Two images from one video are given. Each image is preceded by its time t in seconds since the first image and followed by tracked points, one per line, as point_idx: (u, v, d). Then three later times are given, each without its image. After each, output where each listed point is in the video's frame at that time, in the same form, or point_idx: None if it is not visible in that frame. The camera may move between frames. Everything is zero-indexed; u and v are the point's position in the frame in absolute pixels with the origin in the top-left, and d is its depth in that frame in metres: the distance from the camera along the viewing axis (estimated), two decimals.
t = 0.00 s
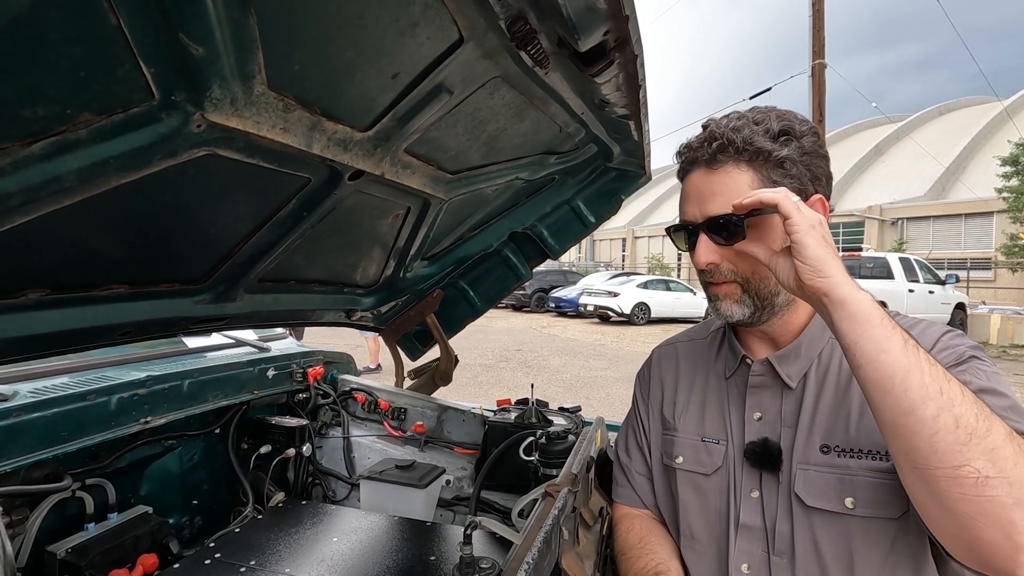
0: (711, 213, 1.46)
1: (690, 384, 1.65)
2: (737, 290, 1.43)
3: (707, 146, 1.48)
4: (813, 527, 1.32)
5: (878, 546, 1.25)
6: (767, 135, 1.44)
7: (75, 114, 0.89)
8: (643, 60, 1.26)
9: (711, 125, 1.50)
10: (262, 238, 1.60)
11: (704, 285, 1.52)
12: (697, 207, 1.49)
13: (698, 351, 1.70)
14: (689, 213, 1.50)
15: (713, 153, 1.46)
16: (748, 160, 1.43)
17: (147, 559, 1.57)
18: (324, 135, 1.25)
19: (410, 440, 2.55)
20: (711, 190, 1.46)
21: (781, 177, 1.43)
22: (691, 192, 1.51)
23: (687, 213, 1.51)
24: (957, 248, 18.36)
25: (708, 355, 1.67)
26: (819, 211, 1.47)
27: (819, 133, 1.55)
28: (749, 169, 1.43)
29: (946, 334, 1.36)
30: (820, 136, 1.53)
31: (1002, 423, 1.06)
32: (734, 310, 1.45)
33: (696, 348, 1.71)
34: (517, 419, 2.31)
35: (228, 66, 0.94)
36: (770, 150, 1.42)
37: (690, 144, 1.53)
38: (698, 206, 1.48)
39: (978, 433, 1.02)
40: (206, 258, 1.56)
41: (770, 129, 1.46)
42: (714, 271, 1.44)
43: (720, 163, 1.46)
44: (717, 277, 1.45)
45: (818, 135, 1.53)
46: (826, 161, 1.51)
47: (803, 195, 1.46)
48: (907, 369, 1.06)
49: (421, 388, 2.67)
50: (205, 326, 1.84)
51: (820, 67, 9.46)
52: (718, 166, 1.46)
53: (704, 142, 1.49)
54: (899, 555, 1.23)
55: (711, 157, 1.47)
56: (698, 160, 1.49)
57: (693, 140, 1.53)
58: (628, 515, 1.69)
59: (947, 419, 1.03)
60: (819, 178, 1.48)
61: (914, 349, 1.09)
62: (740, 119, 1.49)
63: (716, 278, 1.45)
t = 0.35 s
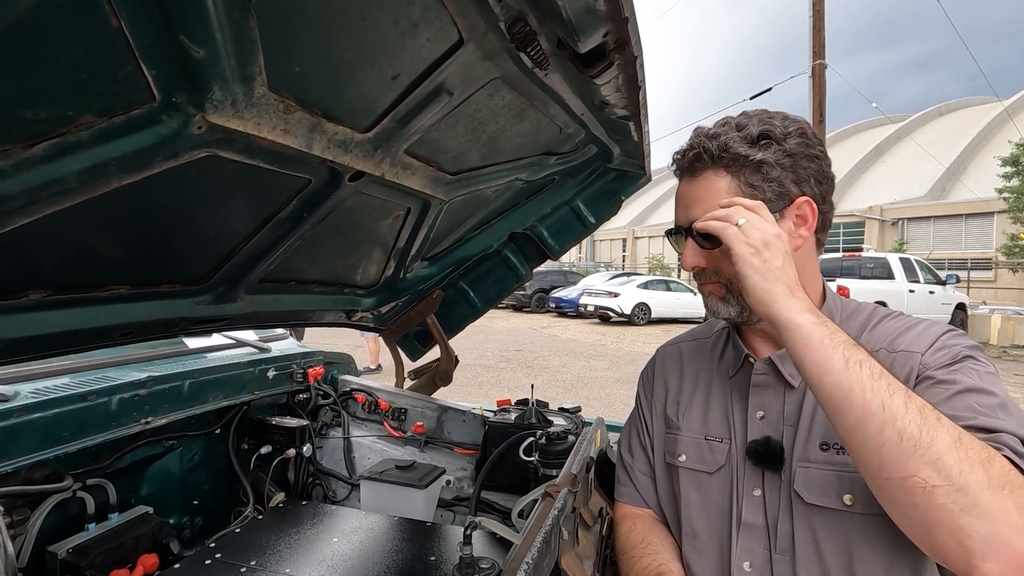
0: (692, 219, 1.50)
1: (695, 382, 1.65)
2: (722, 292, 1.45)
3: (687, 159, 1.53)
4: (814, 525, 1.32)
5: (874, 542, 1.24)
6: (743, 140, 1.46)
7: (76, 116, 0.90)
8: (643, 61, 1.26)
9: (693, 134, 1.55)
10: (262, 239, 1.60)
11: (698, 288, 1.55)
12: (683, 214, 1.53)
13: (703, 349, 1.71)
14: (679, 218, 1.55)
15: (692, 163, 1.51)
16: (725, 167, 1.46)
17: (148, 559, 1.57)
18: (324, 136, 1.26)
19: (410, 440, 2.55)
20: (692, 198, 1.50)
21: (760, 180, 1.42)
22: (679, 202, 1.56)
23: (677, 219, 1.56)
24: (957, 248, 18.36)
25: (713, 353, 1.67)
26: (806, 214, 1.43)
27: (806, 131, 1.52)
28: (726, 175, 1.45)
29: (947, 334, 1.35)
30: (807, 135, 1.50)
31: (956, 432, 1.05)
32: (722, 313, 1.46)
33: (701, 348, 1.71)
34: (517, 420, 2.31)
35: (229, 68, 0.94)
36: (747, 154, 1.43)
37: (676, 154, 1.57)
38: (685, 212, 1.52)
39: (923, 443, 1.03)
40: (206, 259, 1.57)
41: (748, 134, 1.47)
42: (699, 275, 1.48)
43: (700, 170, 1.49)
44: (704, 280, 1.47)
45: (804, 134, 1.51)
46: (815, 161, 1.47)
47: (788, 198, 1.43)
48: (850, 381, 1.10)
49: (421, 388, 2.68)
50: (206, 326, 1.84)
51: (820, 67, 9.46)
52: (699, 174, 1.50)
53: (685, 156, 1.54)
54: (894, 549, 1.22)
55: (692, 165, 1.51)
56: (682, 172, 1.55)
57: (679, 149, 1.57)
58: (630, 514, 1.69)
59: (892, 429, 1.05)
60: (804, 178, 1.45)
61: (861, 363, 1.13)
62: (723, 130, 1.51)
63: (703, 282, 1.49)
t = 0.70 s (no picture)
0: (694, 212, 1.48)
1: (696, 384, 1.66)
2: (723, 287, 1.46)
3: (688, 154, 1.52)
4: (809, 527, 1.30)
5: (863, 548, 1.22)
6: (742, 136, 1.47)
7: (76, 118, 0.90)
8: (643, 62, 1.26)
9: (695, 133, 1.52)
10: (262, 240, 1.60)
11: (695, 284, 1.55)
12: (682, 208, 1.52)
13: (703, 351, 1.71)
14: (678, 215, 1.54)
15: (694, 156, 1.51)
16: (725, 161, 1.46)
17: (147, 560, 1.57)
18: (324, 137, 1.26)
19: (410, 441, 2.54)
20: (693, 190, 1.49)
21: (758, 174, 1.44)
22: (677, 197, 1.55)
23: (676, 215, 1.56)
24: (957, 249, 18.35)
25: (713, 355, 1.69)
26: (800, 210, 1.46)
27: (799, 133, 1.54)
28: (725, 169, 1.46)
29: (947, 339, 1.31)
30: (800, 136, 1.52)
31: (920, 493, 1.06)
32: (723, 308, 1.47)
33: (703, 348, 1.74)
34: (517, 421, 2.30)
35: (228, 68, 0.94)
36: (745, 150, 1.45)
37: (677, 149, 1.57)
38: (685, 207, 1.52)
39: (878, 508, 1.06)
40: (207, 259, 1.57)
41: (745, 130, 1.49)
42: (700, 269, 1.48)
43: (699, 165, 1.50)
44: (703, 276, 1.49)
45: (797, 135, 1.53)
46: (808, 161, 1.51)
47: (784, 193, 1.45)
48: (802, 452, 1.16)
49: (421, 389, 2.68)
50: (205, 327, 1.84)
51: (820, 68, 9.47)
52: (698, 169, 1.50)
53: (684, 154, 1.53)
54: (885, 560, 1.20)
55: (693, 161, 1.51)
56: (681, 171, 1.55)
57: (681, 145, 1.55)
58: (630, 514, 1.69)
59: (844, 494, 1.10)
60: (799, 176, 1.47)
61: (814, 435, 1.17)
62: (722, 130, 1.49)
63: (703, 275, 1.49)
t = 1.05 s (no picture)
0: (703, 195, 1.46)
1: (679, 390, 1.64)
2: (728, 274, 1.44)
3: (695, 137, 1.51)
4: (798, 531, 1.34)
5: (858, 557, 1.27)
6: (750, 130, 1.51)
7: (73, 117, 0.90)
8: (642, 61, 1.26)
9: (707, 121, 1.52)
10: (261, 240, 1.60)
11: (690, 274, 1.50)
12: (687, 191, 1.48)
13: (687, 354, 1.70)
14: (679, 200, 1.50)
15: (704, 142, 1.49)
16: (734, 150, 1.48)
17: (147, 560, 1.57)
18: (323, 137, 1.25)
19: (410, 441, 2.54)
20: (701, 174, 1.47)
21: (763, 165, 1.49)
22: (678, 179, 1.51)
23: (675, 199, 1.51)
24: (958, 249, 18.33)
25: (696, 357, 1.67)
26: (790, 209, 1.55)
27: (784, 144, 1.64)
28: (735, 156, 1.48)
29: (933, 347, 1.32)
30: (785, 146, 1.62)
31: None
32: (729, 295, 1.43)
33: (684, 352, 1.71)
34: (517, 421, 2.30)
35: (227, 68, 0.94)
36: (753, 143, 1.50)
37: (678, 135, 1.55)
38: (690, 191, 1.48)
39: None
40: (206, 259, 1.56)
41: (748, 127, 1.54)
42: (707, 253, 1.44)
43: (707, 152, 1.49)
44: (708, 262, 1.45)
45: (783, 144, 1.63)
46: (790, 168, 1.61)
47: (782, 188, 1.51)
48: None
49: (421, 389, 2.67)
50: (205, 327, 1.83)
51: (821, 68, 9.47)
52: (709, 154, 1.49)
53: (692, 134, 1.52)
54: (880, 564, 1.27)
55: (702, 146, 1.50)
56: (686, 152, 1.52)
57: (681, 132, 1.54)
58: (623, 518, 1.68)
59: None
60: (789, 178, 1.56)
61: None
62: (733, 124, 1.50)
63: (707, 262, 1.45)
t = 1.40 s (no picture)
0: (703, 196, 1.44)
1: (668, 394, 1.64)
2: (728, 277, 1.43)
3: (694, 135, 1.49)
4: (794, 534, 1.33)
5: (854, 560, 1.27)
6: (747, 131, 1.52)
7: (69, 118, 0.89)
8: (642, 61, 1.25)
9: (708, 120, 1.51)
10: (259, 241, 1.59)
11: (687, 276, 1.48)
12: (686, 192, 1.46)
13: (675, 357, 1.69)
14: (677, 199, 1.48)
15: (704, 140, 1.48)
16: (730, 151, 1.48)
17: (145, 563, 1.56)
18: (321, 137, 1.25)
19: (409, 442, 2.54)
20: (700, 174, 1.45)
21: (757, 168, 1.50)
22: (678, 177, 1.49)
23: (673, 199, 1.49)
24: (959, 250, 18.31)
25: (685, 359, 1.66)
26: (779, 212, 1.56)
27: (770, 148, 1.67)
28: (733, 157, 1.48)
29: (923, 348, 1.33)
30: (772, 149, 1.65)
31: None
32: (728, 297, 1.42)
33: (672, 354, 1.70)
34: (517, 422, 2.29)
35: (224, 69, 0.93)
36: (748, 144, 1.51)
37: (674, 133, 1.53)
38: (689, 190, 1.46)
39: None
40: (205, 260, 1.56)
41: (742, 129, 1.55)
42: (708, 256, 1.43)
43: (707, 151, 1.48)
44: (707, 264, 1.43)
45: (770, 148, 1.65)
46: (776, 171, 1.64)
47: (773, 191, 1.53)
48: None
49: (420, 390, 2.67)
50: (204, 329, 1.83)
51: (821, 69, 9.46)
52: (708, 153, 1.48)
53: (691, 133, 1.50)
54: (876, 566, 1.26)
55: (701, 145, 1.48)
56: (683, 150, 1.50)
57: (679, 130, 1.52)
58: (617, 523, 1.67)
59: None
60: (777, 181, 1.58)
61: None
62: (732, 125, 1.50)
63: (706, 264, 1.44)
